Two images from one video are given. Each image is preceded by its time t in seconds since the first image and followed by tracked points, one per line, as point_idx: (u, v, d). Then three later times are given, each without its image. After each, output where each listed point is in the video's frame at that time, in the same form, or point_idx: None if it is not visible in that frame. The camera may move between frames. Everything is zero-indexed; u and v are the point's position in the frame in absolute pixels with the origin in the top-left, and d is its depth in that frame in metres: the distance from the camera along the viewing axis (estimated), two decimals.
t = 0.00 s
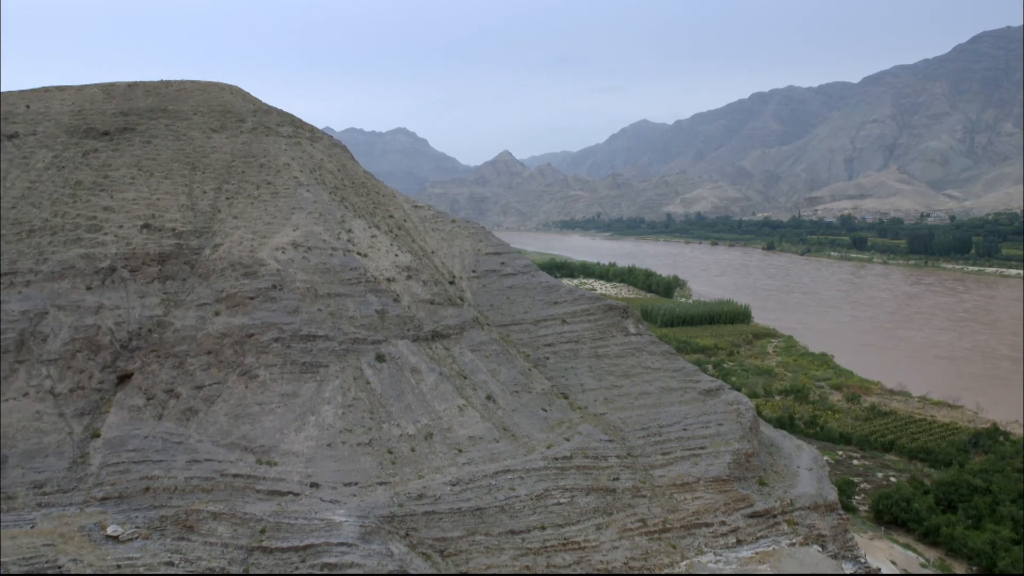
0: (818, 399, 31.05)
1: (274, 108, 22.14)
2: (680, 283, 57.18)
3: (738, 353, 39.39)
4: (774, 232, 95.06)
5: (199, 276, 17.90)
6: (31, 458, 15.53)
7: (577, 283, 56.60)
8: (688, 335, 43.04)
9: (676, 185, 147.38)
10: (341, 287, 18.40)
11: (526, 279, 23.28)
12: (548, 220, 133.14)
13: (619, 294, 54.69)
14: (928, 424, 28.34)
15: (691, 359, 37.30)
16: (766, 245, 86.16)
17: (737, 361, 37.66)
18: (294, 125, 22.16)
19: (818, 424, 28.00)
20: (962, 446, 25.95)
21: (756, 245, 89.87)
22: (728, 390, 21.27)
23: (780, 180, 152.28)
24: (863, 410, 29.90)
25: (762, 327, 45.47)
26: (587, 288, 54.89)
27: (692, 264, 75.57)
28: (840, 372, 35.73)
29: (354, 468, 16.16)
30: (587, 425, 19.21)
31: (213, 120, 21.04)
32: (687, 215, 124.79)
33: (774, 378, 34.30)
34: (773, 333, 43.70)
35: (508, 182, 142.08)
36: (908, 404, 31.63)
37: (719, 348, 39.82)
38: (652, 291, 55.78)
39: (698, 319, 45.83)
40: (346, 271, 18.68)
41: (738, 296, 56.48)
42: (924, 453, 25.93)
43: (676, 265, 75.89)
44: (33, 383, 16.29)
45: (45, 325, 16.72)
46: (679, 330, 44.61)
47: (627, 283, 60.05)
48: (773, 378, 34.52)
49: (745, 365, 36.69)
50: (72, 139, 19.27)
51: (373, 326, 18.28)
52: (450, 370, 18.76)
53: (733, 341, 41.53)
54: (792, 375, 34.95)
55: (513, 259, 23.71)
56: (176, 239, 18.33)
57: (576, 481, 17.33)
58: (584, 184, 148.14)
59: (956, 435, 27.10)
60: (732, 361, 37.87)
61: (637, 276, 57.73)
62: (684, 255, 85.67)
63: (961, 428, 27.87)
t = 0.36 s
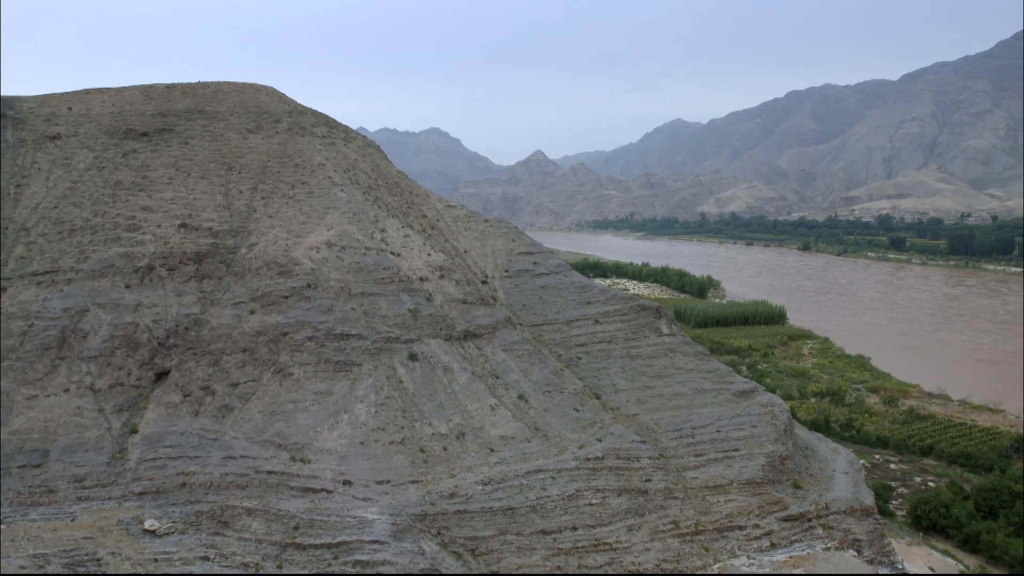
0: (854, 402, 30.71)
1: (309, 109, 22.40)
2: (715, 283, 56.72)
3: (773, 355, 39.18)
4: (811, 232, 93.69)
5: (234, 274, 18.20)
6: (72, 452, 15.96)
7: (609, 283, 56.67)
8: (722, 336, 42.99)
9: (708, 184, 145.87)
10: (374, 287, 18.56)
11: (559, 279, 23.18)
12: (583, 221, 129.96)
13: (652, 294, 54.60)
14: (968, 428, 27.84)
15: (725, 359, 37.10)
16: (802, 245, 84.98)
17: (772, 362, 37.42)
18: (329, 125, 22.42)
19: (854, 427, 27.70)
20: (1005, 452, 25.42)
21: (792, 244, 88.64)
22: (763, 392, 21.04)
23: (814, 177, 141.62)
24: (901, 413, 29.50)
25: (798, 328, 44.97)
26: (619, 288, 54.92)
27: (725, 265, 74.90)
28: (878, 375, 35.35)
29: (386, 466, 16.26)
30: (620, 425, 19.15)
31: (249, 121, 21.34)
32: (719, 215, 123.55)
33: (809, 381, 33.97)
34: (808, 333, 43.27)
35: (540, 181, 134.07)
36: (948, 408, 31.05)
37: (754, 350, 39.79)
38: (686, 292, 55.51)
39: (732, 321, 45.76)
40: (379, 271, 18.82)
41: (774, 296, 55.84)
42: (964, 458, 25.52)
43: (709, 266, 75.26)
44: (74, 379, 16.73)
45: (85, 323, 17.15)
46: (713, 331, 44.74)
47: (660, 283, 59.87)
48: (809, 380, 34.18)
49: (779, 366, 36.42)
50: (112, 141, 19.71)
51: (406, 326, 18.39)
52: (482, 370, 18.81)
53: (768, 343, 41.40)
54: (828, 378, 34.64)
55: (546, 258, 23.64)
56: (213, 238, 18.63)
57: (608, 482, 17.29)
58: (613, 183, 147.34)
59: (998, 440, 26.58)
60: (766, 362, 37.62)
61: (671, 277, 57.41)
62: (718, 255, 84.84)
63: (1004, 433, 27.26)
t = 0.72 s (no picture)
0: (897, 406, 30.18)
1: (348, 109, 22.66)
2: (754, 283, 55.99)
3: (813, 356, 38.87)
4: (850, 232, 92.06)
5: (274, 273, 18.48)
6: (116, 447, 16.34)
7: (645, 282, 56.45)
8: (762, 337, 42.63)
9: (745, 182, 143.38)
10: (411, 286, 18.70)
11: (596, 279, 23.05)
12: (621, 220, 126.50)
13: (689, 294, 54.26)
14: (1015, 434, 27.22)
15: (763, 361, 36.74)
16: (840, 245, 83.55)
17: (812, 365, 37.08)
18: (367, 126, 22.64)
19: (897, 431, 27.27)
20: None
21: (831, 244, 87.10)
22: (803, 395, 20.73)
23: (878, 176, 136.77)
24: (945, 417, 28.93)
25: (840, 330, 44.20)
26: (654, 288, 54.66)
27: (765, 265, 73.68)
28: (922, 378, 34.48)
29: (422, 464, 16.37)
30: (656, 426, 19.06)
31: (289, 121, 21.69)
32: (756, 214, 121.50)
33: (850, 383, 33.46)
34: (851, 336, 42.50)
35: (579, 181, 132.96)
36: (994, 413, 30.34)
37: (793, 351, 39.44)
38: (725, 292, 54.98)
39: (770, 321, 45.35)
40: (417, 270, 18.96)
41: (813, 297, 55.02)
42: (1011, 465, 25.00)
43: (748, 266, 74.17)
44: (118, 375, 17.13)
45: (129, 320, 17.55)
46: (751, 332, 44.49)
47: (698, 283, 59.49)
48: (849, 383, 33.65)
49: (819, 368, 35.98)
50: (156, 142, 20.28)
51: (443, 325, 18.48)
52: (518, 369, 18.83)
53: (807, 344, 40.87)
54: (870, 381, 34.08)
55: (583, 258, 23.52)
56: (253, 237, 18.96)
57: (644, 483, 17.22)
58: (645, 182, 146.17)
59: None
60: (807, 365, 37.32)
61: (709, 277, 56.88)
62: (754, 254, 83.80)
63: None
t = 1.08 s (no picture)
0: (943, 410, 29.56)
1: (387, 109, 22.87)
2: (796, 283, 55.01)
3: (855, 359, 38.28)
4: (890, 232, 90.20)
5: (313, 272, 18.77)
6: (159, 442, 16.76)
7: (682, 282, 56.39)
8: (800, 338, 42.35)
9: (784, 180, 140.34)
10: (449, 285, 18.87)
11: (635, 279, 22.88)
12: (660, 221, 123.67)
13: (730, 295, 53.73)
14: None
15: (804, 364, 36.25)
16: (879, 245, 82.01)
17: (854, 368, 36.54)
18: (406, 125, 22.83)
19: (942, 436, 26.80)
20: None
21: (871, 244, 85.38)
22: (845, 398, 20.39)
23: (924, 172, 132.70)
24: (992, 423, 28.31)
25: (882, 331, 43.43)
26: (690, 287, 54.61)
27: (809, 264, 72.29)
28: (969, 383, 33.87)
29: (459, 463, 16.48)
30: (695, 428, 18.95)
31: (329, 121, 22.03)
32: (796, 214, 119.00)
33: (893, 387, 32.83)
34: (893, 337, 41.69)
35: (615, 182, 132.16)
36: None
37: (835, 353, 38.95)
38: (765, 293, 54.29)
39: (811, 323, 44.89)
40: (455, 270, 19.09)
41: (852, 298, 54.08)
42: None
43: (791, 266, 72.92)
44: (162, 372, 17.58)
45: (172, 317, 18.07)
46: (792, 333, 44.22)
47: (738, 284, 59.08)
48: (893, 386, 33.02)
49: (862, 371, 35.44)
50: (200, 143, 20.92)
51: (481, 324, 18.57)
52: (556, 369, 18.82)
53: (849, 347, 40.29)
54: (914, 385, 33.42)
55: (621, 258, 23.40)
56: (293, 236, 19.25)
57: (681, 485, 17.15)
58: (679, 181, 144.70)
59: None
60: (849, 367, 36.79)
61: (749, 278, 56.17)
62: (793, 254, 82.56)
63: None
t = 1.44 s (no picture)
0: (991, 415, 28.88)
1: (426, 109, 23.15)
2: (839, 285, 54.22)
3: (898, 362, 37.54)
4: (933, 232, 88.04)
5: (353, 272, 19.17)
6: (202, 438, 17.17)
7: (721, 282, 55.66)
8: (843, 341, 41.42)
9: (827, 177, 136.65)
10: (488, 285, 19.09)
11: (674, 279, 22.68)
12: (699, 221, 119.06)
13: (772, 296, 53.05)
14: None
15: (846, 366, 35.67)
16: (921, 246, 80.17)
17: (898, 370, 35.88)
18: (445, 125, 23.08)
19: (990, 442, 26.13)
20: None
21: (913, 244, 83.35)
22: (889, 401, 20.08)
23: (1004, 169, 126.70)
24: None
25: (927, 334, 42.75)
26: (729, 288, 53.84)
27: (854, 263, 70.59)
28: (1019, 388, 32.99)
29: (496, 463, 16.64)
30: (734, 430, 18.86)
31: (369, 121, 22.34)
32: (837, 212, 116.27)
33: (940, 391, 32.11)
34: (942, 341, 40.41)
35: (656, 181, 129.17)
36: None
37: (879, 356, 38.15)
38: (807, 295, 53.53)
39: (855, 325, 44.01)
40: (493, 270, 19.31)
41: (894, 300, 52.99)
42: None
43: (835, 265, 71.36)
44: (205, 369, 18.04)
45: (215, 315, 18.55)
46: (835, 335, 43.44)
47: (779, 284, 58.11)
48: (938, 390, 32.29)
49: (906, 374, 34.77)
50: (242, 143, 21.43)
51: (519, 324, 18.75)
52: (594, 370, 18.80)
53: (893, 349, 39.48)
54: (961, 389, 32.64)
55: (660, 258, 23.23)
56: (333, 236, 19.65)
57: (720, 488, 17.08)
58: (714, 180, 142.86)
59: None
60: (892, 370, 36.13)
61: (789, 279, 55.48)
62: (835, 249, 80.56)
63: None
